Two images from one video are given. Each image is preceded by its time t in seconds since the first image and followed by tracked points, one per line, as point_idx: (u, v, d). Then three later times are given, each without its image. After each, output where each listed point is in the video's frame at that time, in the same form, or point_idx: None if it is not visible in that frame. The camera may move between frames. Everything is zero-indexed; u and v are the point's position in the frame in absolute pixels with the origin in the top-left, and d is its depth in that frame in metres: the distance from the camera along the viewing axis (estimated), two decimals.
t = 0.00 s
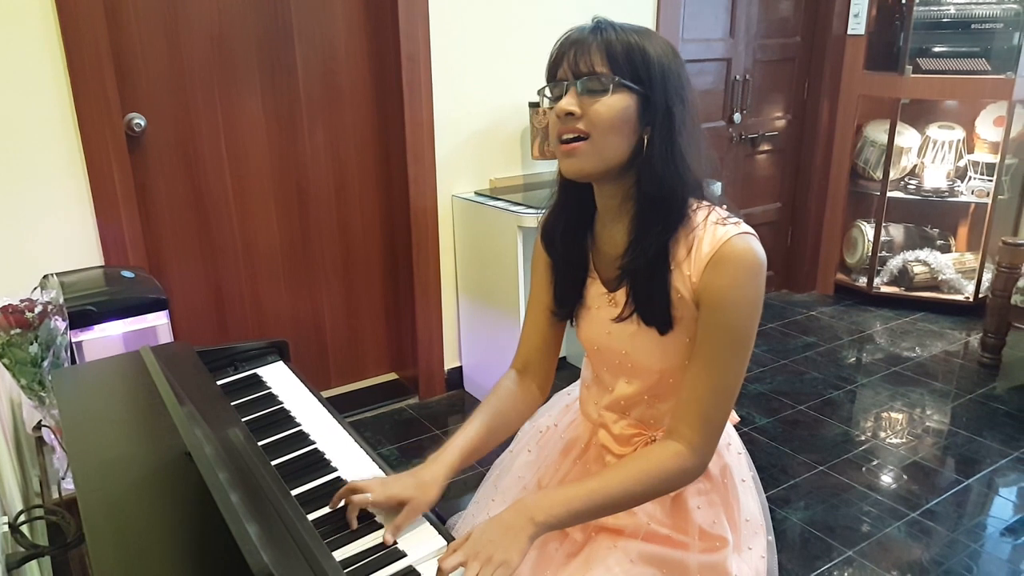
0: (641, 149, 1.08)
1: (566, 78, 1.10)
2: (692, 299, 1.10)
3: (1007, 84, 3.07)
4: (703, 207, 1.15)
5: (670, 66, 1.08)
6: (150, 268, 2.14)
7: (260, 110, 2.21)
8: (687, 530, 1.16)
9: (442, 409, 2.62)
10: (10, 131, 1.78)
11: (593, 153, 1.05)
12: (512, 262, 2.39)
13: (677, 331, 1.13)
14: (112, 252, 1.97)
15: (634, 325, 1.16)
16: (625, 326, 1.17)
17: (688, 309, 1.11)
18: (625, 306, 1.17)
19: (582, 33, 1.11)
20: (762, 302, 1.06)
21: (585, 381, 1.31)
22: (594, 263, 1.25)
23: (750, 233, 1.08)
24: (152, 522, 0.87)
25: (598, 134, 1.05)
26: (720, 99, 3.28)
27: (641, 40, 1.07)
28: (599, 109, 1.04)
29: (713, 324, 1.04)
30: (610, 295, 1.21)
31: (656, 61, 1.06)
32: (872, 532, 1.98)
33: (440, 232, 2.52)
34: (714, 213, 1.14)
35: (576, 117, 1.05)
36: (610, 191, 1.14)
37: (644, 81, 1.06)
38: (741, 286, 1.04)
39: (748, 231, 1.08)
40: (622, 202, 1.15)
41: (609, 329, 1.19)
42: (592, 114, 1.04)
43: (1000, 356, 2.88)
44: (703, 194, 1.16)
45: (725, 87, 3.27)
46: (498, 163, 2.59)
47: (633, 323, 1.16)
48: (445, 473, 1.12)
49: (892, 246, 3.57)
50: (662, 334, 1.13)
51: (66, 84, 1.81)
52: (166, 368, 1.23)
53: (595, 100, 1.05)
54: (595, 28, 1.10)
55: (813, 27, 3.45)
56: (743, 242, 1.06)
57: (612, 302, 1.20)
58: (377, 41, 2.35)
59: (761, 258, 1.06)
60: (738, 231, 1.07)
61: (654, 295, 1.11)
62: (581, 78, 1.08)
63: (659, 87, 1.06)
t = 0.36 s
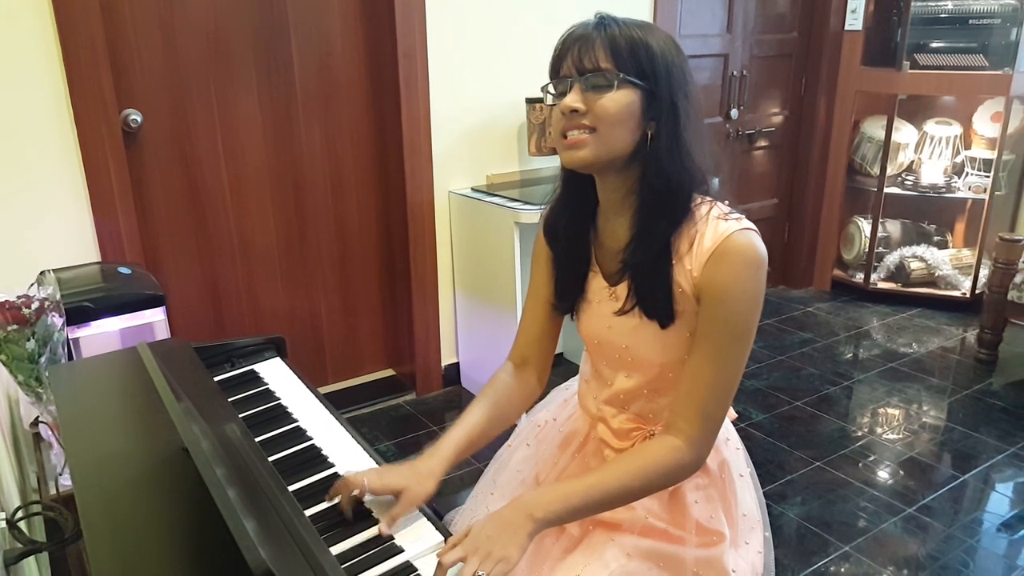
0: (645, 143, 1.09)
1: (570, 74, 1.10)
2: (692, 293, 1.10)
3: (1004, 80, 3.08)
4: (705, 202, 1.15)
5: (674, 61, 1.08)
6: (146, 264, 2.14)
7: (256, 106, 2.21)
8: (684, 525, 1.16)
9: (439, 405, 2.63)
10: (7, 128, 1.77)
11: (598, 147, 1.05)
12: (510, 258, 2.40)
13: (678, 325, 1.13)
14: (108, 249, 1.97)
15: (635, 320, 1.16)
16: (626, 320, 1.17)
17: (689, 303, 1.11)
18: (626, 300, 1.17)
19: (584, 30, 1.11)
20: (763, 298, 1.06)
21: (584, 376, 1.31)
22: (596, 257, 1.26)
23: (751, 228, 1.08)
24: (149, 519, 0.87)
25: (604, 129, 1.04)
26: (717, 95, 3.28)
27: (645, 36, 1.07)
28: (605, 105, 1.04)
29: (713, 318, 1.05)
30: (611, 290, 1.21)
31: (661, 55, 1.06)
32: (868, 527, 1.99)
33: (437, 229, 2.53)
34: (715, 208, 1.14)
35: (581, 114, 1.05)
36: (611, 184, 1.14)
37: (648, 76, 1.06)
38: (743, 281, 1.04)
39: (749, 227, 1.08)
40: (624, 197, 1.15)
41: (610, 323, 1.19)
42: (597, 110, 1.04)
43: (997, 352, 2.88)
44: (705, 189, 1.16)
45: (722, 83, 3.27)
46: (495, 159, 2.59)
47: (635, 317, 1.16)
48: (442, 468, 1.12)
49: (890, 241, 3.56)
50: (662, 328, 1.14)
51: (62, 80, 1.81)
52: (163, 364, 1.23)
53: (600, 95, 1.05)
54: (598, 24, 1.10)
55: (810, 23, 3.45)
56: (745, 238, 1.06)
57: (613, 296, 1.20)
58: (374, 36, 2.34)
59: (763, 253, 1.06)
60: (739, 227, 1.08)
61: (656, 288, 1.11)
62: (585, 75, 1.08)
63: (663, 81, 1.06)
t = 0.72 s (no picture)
0: (635, 145, 1.09)
1: (557, 79, 1.10)
2: (689, 298, 1.10)
3: (1005, 78, 3.08)
4: (700, 204, 1.15)
5: (664, 59, 1.07)
6: (147, 264, 2.14)
7: (256, 106, 2.21)
8: (686, 526, 1.16)
9: (440, 405, 2.63)
10: (8, 130, 1.78)
11: (587, 152, 1.05)
12: (511, 259, 2.40)
13: (675, 329, 1.13)
14: (109, 249, 1.97)
15: (633, 324, 1.16)
16: (623, 324, 1.18)
17: (686, 307, 1.11)
18: (624, 304, 1.17)
19: (572, 32, 1.11)
20: (763, 303, 1.06)
21: (583, 377, 1.31)
22: (592, 260, 1.26)
23: (751, 233, 1.08)
24: (149, 519, 0.87)
25: (591, 133, 1.04)
26: (717, 94, 3.28)
27: (633, 35, 1.07)
28: (590, 109, 1.04)
29: (711, 321, 1.05)
30: (608, 294, 1.21)
31: (648, 55, 1.06)
32: (870, 526, 1.99)
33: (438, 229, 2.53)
34: (713, 212, 1.13)
35: (567, 119, 1.05)
36: (605, 188, 1.14)
37: (636, 77, 1.06)
38: (742, 285, 1.04)
39: (748, 231, 1.08)
40: (618, 200, 1.15)
41: (608, 327, 1.19)
42: (583, 115, 1.04)
43: (998, 350, 2.88)
44: (698, 188, 1.16)
45: (722, 81, 3.27)
46: (495, 159, 2.59)
47: (632, 321, 1.16)
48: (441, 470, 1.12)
49: (891, 240, 3.56)
50: (660, 332, 1.14)
51: (62, 81, 1.81)
52: (164, 364, 1.23)
53: (586, 100, 1.05)
54: (584, 26, 1.10)
55: (810, 21, 3.44)
56: (744, 243, 1.06)
57: (610, 300, 1.20)
58: (372, 36, 2.35)
59: (762, 258, 1.06)
60: (737, 231, 1.07)
61: (653, 290, 1.11)
62: (571, 79, 1.08)
63: (651, 82, 1.06)
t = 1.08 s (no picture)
0: (626, 143, 1.08)
1: (548, 75, 1.10)
2: (684, 299, 1.10)
3: (1005, 71, 3.08)
4: (692, 200, 1.15)
5: (654, 56, 1.07)
6: (148, 264, 2.14)
7: (256, 106, 2.21)
8: (687, 524, 1.16)
9: (442, 403, 2.63)
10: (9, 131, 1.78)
11: (578, 150, 1.05)
12: (512, 258, 2.40)
13: (670, 329, 1.13)
14: (110, 250, 1.97)
15: (627, 325, 1.16)
16: (617, 325, 1.17)
17: (680, 308, 1.11)
18: (618, 304, 1.16)
19: (562, 28, 1.11)
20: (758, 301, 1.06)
21: (581, 377, 1.31)
22: (587, 262, 1.25)
23: (743, 231, 1.07)
24: (153, 519, 0.87)
25: (581, 130, 1.04)
26: (718, 90, 3.27)
27: (623, 32, 1.07)
28: (580, 106, 1.04)
29: (708, 321, 1.04)
30: (603, 294, 1.21)
31: (638, 52, 1.05)
32: (873, 521, 1.99)
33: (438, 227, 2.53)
34: (704, 211, 1.13)
35: (558, 116, 1.05)
36: (597, 188, 1.14)
37: (626, 73, 1.05)
38: (736, 285, 1.03)
39: (741, 230, 1.08)
40: (610, 200, 1.15)
41: (602, 328, 1.19)
42: (573, 112, 1.04)
43: (1000, 344, 2.88)
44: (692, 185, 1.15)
45: (722, 77, 3.26)
46: (494, 157, 2.59)
47: (627, 321, 1.16)
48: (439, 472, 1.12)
49: (891, 235, 3.56)
50: (656, 333, 1.13)
51: (61, 81, 1.81)
52: (166, 365, 1.23)
53: (576, 96, 1.05)
54: (574, 22, 1.10)
55: (810, 17, 3.43)
56: (737, 242, 1.05)
57: (604, 300, 1.20)
58: (371, 35, 2.34)
59: (755, 257, 1.05)
60: (731, 230, 1.07)
61: (647, 292, 1.11)
62: (561, 76, 1.08)
63: (642, 78, 1.06)
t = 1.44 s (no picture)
0: (621, 138, 1.08)
1: (540, 75, 1.10)
2: (684, 290, 1.10)
3: (997, 61, 3.09)
4: (689, 194, 1.15)
5: (645, 52, 1.07)
6: (145, 269, 2.13)
7: (251, 108, 2.20)
8: (690, 517, 1.16)
9: (442, 402, 2.63)
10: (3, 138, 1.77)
11: (573, 148, 1.05)
12: (508, 255, 2.40)
13: (670, 321, 1.13)
14: (106, 255, 1.96)
15: (628, 318, 1.16)
16: (618, 318, 1.17)
17: (680, 300, 1.11)
18: (618, 298, 1.16)
19: (552, 28, 1.11)
20: (756, 291, 1.06)
21: (582, 372, 1.31)
22: (586, 256, 1.25)
23: (740, 222, 1.08)
24: (154, 524, 0.87)
25: (576, 128, 1.04)
26: (711, 85, 3.27)
27: (613, 30, 1.07)
28: (573, 103, 1.04)
29: (707, 312, 1.04)
30: (603, 288, 1.21)
31: (629, 49, 1.06)
32: (874, 510, 2.00)
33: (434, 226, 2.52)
34: (701, 202, 1.13)
35: (552, 113, 1.04)
36: (593, 184, 1.14)
37: (618, 70, 1.05)
38: (734, 275, 1.04)
39: (738, 221, 1.08)
40: (607, 195, 1.15)
41: (603, 322, 1.19)
42: (567, 109, 1.04)
43: (996, 332, 2.89)
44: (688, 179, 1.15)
45: (716, 72, 3.26)
46: (489, 155, 2.58)
47: (628, 314, 1.16)
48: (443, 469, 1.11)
49: (887, 225, 3.57)
50: (656, 325, 1.13)
51: (53, 87, 1.80)
52: (164, 370, 1.23)
53: (569, 94, 1.04)
54: (564, 22, 1.10)
55: (802, 10, 3.44)
56: (733, 233, 1.05)
57: (605, 295, 1.20)
58: (364, 35, 2.33)
59: (752, 247, 1.06)
60: (727, 221, 1.07)
61: (646, 285, 1.11)
62: (553, 75, 1.08)
63: (634, 74, 1.06)
